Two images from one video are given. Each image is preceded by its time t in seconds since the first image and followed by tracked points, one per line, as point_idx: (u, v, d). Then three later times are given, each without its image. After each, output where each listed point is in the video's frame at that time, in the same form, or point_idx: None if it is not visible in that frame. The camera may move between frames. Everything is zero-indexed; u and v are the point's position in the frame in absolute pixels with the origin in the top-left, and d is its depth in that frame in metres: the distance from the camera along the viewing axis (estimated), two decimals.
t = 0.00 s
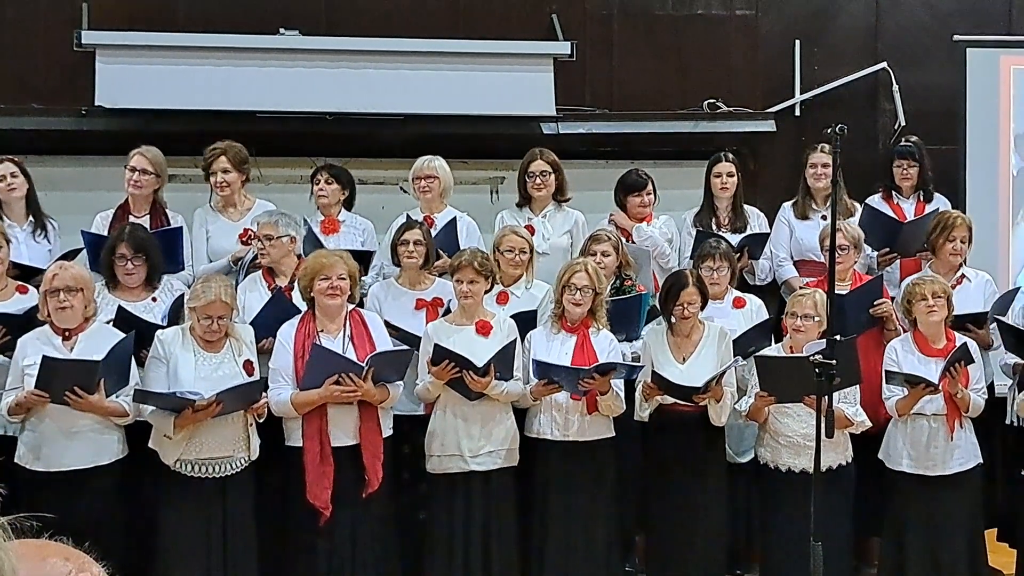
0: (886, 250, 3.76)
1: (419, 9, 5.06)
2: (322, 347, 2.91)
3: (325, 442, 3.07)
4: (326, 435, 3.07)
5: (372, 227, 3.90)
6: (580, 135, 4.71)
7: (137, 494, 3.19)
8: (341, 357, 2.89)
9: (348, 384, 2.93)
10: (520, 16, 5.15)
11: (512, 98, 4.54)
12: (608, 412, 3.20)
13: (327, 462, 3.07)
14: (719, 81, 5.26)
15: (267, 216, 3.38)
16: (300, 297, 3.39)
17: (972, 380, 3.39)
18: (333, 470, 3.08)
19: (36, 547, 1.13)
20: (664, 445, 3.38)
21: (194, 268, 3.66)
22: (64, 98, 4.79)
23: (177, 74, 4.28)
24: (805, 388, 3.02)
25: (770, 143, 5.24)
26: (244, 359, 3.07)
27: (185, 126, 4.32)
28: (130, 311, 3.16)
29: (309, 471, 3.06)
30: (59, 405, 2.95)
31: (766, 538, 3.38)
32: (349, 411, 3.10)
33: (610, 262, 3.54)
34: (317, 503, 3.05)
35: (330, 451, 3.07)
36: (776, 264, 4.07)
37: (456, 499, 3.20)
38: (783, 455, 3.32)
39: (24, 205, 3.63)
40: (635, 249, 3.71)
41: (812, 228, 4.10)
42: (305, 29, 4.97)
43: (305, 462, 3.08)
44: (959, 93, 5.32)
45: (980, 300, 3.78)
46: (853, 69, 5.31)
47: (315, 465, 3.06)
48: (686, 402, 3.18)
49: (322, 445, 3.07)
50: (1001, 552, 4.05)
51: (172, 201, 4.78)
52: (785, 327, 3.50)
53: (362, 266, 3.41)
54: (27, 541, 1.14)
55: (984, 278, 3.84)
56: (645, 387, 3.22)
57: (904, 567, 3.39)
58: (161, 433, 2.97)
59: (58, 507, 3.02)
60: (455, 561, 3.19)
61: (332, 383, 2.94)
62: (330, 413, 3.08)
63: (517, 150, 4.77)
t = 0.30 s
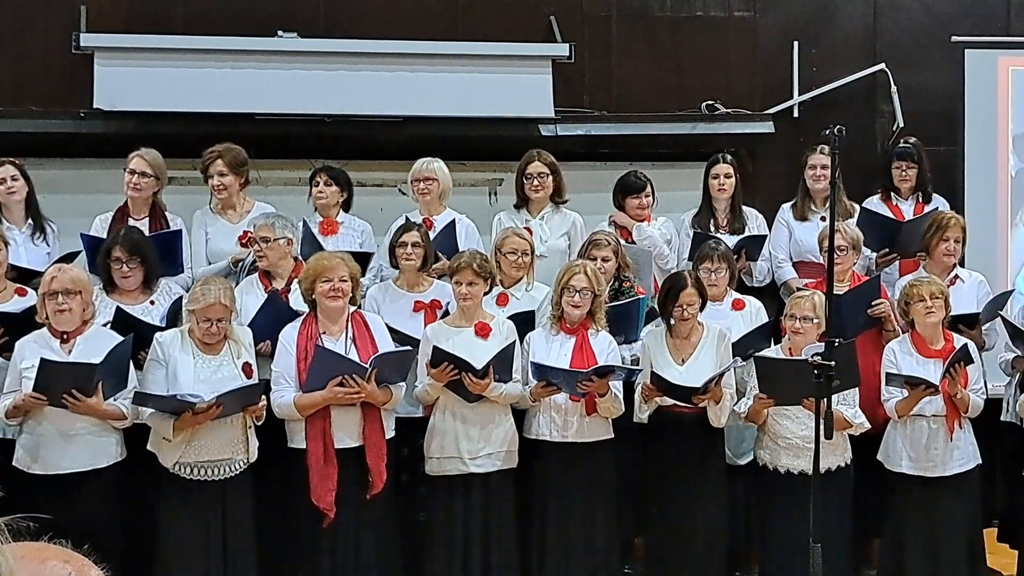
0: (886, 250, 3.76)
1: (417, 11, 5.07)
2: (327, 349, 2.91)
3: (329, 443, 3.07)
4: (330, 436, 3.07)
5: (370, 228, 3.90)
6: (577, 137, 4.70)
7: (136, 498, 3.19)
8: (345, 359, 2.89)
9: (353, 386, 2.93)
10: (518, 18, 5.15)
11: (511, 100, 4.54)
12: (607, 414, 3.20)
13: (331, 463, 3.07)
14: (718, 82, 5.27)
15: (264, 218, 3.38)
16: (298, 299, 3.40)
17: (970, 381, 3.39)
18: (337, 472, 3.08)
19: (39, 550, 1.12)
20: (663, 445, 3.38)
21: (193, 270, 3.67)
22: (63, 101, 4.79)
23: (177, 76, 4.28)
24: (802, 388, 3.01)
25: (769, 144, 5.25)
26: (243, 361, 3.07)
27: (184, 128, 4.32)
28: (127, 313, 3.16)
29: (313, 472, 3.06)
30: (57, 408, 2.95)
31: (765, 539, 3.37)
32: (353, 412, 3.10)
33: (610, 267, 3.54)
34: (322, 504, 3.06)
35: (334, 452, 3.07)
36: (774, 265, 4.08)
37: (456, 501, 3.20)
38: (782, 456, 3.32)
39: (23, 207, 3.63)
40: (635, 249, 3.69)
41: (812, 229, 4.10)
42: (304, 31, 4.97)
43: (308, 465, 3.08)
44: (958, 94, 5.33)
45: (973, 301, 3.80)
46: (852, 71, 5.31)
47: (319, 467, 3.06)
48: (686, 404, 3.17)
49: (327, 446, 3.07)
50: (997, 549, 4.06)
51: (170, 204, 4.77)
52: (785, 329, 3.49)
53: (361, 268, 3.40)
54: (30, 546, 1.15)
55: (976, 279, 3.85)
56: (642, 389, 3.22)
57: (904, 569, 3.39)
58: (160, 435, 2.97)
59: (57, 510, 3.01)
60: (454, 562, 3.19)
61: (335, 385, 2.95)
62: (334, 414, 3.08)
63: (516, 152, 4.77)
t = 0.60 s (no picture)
0: (885, 252, 3.77)
1: (415, 14, 5.07)
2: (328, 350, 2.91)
3: (330, 445, 3.06)
4: (330, 438, 3.06)
5: (370, 230, 3.90)
6: (576, 139, 4.69)
7: (135, 500, 3.19)
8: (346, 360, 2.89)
9: (353, 388, 2.93)
10: (517, 20, 5.15)
11: (509, 101, 4.54)
12: (606, 415, 3.20)
13: (331, 464, 3.07)
14: (716, 83, 5.27)
15: (260, 222, 3.35)
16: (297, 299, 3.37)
17: (974, 381, 3.40)
18: (337, 473, 3.08)
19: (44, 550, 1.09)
20: (662, 446, 3.38)
21: (191, 272, 3.67)
22: (61, 104, 4.79)
23: (176, 78, 4.28)
24: (802, 389, 3.01)
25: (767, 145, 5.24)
26: (241, 364, 3.06)
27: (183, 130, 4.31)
28: (124, 316, 3.16)
29: (313, 474, 3.06)
30: (55, 410, 2.94)
31: (764, 540, 3.37)
32: (353, 414, 3.10)
33: (610, 269, 3.54)
34: (322, 506, 3.06)
35: (334, 454, 3.07)
36: (773, 266, 4.09)
37: (455, 503, 3.19)
38: (781, 457, 3.32)
39: (21, 210, 3.63)
40: (631, 249, 3.66)
41: (810, 230, 4.10)
42: (302, 34, 4.98)
43: (308, 467, 3.08)
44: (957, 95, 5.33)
45: (963, 302, 3.82)
46: (850, 72, 5.31)
47: (320, 468, 3.06)
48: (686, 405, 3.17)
49: (327, 448, 3.07)
50: (1000, 549, 4.02)
51: (169, 206, 4.77)
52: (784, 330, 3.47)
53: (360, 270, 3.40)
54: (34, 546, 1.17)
55: (968, 279, 3.86)
56: (641, 390, 3.24)
57: (903, 570, 3.39)
58: (158, 437, 2.96)
59: (56, 512, 3.01)
60: (454, 564, 3.18)
61: (336, 387, 2.95)
62: (335, 416, 3.08)
63: (515, 153, 4.77)
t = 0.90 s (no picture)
0: (885, 254, 3.78)
1: (413, 17, 5.07)
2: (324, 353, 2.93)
3: (326, 448, 3.06)
4: (327, 441, 3.06)
5: (370, 233, 3.89)
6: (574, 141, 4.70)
7: (135, 503, 3.19)
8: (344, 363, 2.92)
9: (351, 392, 2.94)
10: (515, 23, 5.15)
11: (508, 104, 4.55)
12: (604, 417, 3.20)
13: (328, 468, 3.06)
14: (715, 85, 5.27)
15: (261, 227, 3.34)
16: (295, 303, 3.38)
17: (975, 383, 3.39)
18: (334, 477, 3.08)
19: (78, 566, 1.11)
20: (661, 448, 3.38)
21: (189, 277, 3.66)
22: (60, 108, 4.79)
23: (174, 83, 4.28)
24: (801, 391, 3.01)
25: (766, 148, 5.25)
26: (241, 367, 3.06)
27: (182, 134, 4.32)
28: (123, 320, 3.16)
29: (310, 478, 3.05)
30: (54, 414, 2.94)
31: (764, 542, 3.37)
32: (350, 418, 3.10)
33: (609, 272, 3.54)
34: (319, 510, 3.05)
35: (331, 457, 3.06)
36: (772, 267, 4.09)
37: (454, 505, 3.19)
38: (779, 460, 3.32)
39: (20, 214, 3.64)
40: (630, 252, 3.68)
41: (808, 233, 4.10)
42: (301, 37, 4.98)
43: (305, 470, 3.07)
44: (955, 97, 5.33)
45: (959, 304, 3.83)
46: (849, 74, 5.32)
47: (316, 471, 3.05)
48: (684, 407, 3.17)
49: (324, 451, 3.06)
50: (1001, 552, 4.01)
51: (167, 210, 4.75)
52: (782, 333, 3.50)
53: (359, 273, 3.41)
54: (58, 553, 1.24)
55: (960, 281, 3.87)
56: (641, 391, 3.24)
57: (904, 572, 3.39)
58: (158, 441, 2.97)
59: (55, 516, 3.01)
60: (453, 566, 3.18)
61: (333, 390, 2.95)
62: (332, 419, 3.08)
63: (514, 156, 4.77)
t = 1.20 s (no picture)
0: (884, 254, 3.80)
1: (413, 19, 5.07)
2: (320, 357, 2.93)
3: (322, 451, 3.06)
4: (323, 444, 3.06)
5: (370, 235, 3.89)
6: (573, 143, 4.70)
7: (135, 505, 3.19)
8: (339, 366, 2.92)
9: (346, 395, 2.94)
10: (514, 25, 5.15)
11: (508, 106, 4.55)
12: (603, 419, 3.21)
13: (323, 471, 3.06)
14: (714, 87, 5.27)
15: (260, 229, 3.34)
16: (294, 307, 3.40)
17: (975, 384, 3.39)
18: (330, 479, 3.07)
19: (78, 569, 1.09)
20: (661, 449, 3.38)
21: (189, 278, 3.67)
22: (60, 111, 4.79)
23: (173, 86, 4.28)
24: (802, 392, 3.01)
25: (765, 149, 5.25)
26: (242, 370, 3.06)
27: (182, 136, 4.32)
28: (123, 323, 3.16)
29: (306, 481, 3.06)
30: (54, 417, 2.94)
31: (764, 543, 3.37)
32: (347, 421, 3.09)
33: (608, 274, 3.54)
34: (314, 512, 3.05)
35: (327, 460, 3.06)
36: (771, 268, 4.10)
37: (454, 507, 3.19)
38: (779, 461, 3.32)
39: (19, 217, 3.64)
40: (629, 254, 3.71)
41: (808, 234, 4.10)
42: (300, 39, 4.98)
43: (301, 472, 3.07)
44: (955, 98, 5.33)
45: (959, 305, 3.84)
46: (848, 75, 5.32)
47: (311, 474, 3.05)
48: (683, 409, 3.17)
49: (320, 454, 3.06)
50: (1000, 552, 4.01)
51: (167, 213, 4.77)
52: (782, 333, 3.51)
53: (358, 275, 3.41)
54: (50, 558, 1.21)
55: (960, 281, 3.87)
56: (641, 393, 3.24)
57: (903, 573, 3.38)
58: (159, 444, 2.96)
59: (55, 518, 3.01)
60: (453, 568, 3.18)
61: (329, 393, 2.95)
62: (328, 422, 3.08)
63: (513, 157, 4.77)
